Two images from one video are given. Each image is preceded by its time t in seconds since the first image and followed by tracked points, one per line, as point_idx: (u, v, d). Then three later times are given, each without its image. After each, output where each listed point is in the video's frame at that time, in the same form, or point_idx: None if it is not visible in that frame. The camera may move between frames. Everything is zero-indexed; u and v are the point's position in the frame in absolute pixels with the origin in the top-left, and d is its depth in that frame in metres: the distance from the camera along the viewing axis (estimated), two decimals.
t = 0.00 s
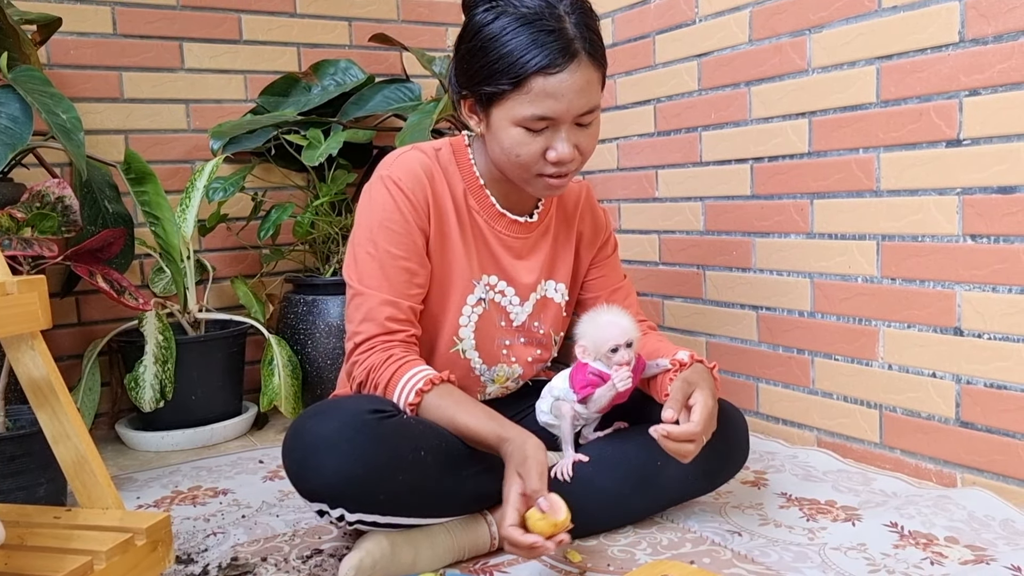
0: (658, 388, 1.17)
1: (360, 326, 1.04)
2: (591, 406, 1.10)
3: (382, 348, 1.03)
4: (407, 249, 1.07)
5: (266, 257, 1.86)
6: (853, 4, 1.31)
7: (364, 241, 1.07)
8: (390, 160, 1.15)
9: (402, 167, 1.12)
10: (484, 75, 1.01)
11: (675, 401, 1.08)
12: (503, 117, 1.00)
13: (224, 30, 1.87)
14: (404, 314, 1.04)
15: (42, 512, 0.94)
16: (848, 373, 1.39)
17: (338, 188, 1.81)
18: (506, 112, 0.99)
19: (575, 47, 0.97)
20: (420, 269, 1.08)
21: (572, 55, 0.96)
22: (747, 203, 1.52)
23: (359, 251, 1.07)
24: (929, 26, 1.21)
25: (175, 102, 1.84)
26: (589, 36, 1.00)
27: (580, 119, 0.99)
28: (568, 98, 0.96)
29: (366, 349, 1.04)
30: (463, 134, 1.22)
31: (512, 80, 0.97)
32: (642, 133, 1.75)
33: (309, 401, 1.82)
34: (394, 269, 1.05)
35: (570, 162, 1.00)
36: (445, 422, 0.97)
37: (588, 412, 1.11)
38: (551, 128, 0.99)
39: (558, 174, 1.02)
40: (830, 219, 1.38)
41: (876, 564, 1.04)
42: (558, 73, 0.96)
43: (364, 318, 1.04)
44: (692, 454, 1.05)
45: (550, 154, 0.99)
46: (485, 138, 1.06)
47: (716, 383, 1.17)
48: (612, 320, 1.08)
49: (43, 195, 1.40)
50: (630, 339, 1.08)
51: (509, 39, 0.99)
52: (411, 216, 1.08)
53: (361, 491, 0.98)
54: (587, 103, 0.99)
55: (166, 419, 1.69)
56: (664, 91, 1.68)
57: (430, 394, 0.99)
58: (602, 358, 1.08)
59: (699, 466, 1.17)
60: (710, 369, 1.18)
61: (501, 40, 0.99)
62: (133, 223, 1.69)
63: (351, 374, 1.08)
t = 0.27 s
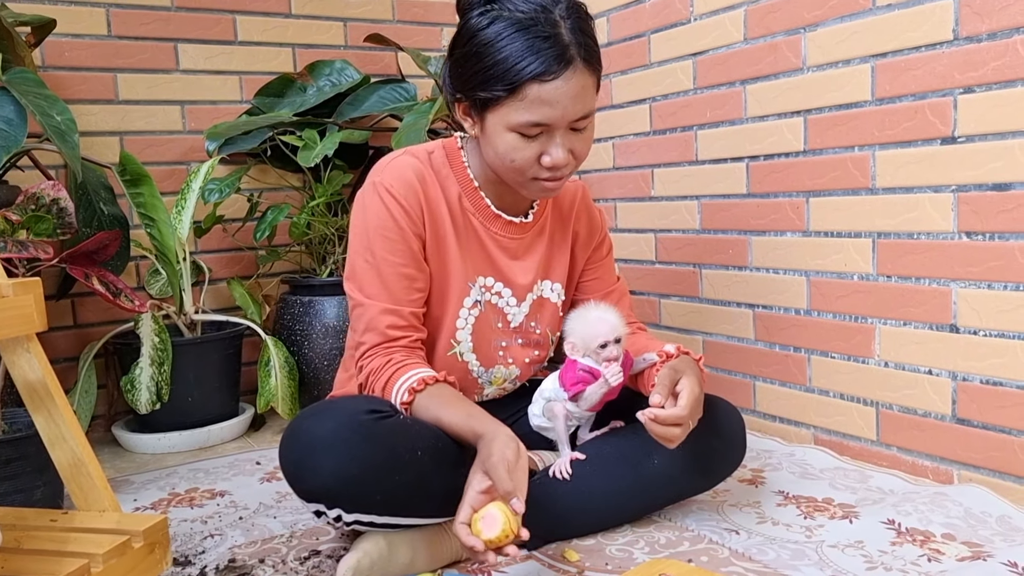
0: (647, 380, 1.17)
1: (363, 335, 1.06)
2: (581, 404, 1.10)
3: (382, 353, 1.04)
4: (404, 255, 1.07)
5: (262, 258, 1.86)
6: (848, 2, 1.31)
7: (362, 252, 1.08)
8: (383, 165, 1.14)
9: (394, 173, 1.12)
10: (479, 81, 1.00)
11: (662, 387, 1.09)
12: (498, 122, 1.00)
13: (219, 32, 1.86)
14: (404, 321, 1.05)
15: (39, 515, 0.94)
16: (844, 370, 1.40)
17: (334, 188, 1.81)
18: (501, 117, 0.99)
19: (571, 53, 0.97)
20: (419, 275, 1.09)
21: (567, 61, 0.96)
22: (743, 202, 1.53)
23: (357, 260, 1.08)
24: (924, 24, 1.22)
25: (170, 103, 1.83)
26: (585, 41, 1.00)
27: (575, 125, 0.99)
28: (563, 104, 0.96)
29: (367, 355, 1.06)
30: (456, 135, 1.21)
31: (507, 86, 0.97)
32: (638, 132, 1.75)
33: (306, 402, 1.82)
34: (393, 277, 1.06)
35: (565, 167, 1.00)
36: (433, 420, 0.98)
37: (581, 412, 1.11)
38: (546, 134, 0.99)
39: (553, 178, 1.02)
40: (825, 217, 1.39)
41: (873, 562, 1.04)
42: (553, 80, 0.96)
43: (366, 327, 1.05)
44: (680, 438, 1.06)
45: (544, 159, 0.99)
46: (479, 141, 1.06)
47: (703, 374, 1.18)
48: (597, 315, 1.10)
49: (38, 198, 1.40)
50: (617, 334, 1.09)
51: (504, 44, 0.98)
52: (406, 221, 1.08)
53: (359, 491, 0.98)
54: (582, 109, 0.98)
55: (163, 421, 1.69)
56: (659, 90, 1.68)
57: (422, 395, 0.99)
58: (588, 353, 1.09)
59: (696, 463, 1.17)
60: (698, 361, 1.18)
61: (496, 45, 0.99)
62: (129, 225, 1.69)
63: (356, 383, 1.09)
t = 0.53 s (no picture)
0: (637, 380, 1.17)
1: (359, 341, 1.06)
2: (569, 404, 1.10)
3: (377, 356, 1.05)
4: (400, 261, 1.08)
5: (259, 261, 1.85)
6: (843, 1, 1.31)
7: (357, 258, 1.08)
8: (377, 173, 1.14)
9: (389, 180, 1.12)
10: (473, 91, 1.00)
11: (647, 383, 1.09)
12: (492, 133, 0.99)
13: (214, 34, 1.86)
14: (400, 327, 1.06)
15: (38, 518, 0.94)
16: (842, 368, 1.40)
17: (331, 189, 1.81)
18: (495, 128, 0.99)
19: (565, 64, 0.97)
20: (414, 280, 1.09)
21: (562, 74, 0.96)
22: (740, 200, 1.53)
23: (353, 268, 1.08)
24: (919, 22, 1.22)
25: (166, 105, 1.83)
26: (579, 51, 0.99)
27: (569, 135, 0.99)
28: (557, 117, 0.96)
29: (362, 360, 1.06)
30: (450, 138, 1.21)
31: (501, 99, 0.97)
32: (634, 132, 1.75)
33: (303, 404, 1.82)
34: (388, 283, 1.06)
35: (559, 177, 1.01)
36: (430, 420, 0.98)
37: (571, 412, 1.12)
38: (540, 145, 0.99)
39: (548, 188, 1.02)
40: (822, 215, 1.39)
41: (872, 559, 1.04)
42: (548, 93, 0.95)
43: (361, 334, 1.05)
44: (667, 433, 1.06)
45: (539, 170, 0.99)
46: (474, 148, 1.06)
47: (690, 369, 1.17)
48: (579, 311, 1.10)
49: (35, 201, 1.40)
50: (599, 327, 1.09)
51: (498, 56, 0.98)
52: (401, 227, 1.08)
53: (358, 493, 0.98)
54: (577, 120, 0.98)
55: (161, 424, 1.69)
56: (655, 89, 1.69)
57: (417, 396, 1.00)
58: (571, 349, 1.09)
59: (694, 462, 1.17)
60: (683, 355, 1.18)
61: (490, 56, 0.98)
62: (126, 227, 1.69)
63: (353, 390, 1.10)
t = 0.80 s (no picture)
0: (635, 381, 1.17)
1: (356, 345, 1.06)
2: (566, 405, 1.10)
3: (375, 359, 1.05)
4: (397, 264, 1.08)
5: (257, 262, 1.85)
6: None
7: (354, 262, 1.08)
8: (373, 176, 1.14)
9: (386, 183, 1.12)
10: (469, 97, 1.00)
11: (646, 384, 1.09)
12: (489, 139, 0.99)
13: (212, 35, 1.86)
14: (398, 330, 1.06)
15: (38, 521, 0.94)
16: (841, 367, 1.40)
17: (329, 190, 1.81)
18: (492, 134, 0.99)
19: (562, 71, 0.96)
20: (412, 283, 1.09)
21: (559, 81, 0.96)
22: (738, 199, 1.53)
23: (350, 271, 1.08)
24: (916, 20, 1.22)
25: (164, 107, 1.83)
26: (576, 57, 0.99)
27: (566, 140, 0.99)
28: (554, 124, 0.96)
29: (360, 363, 1.06)
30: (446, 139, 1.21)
31: (497, 105, 0.97)
32: (632, 131, 1.76)
33: (303, 405, 1.82)
34: (385, 287, 1.06)
35: (555, 182, 1.01)
36: (431, 419, 0.99)
37: (568, 412, 1.11)
38: (537, 151, 0.99)
39: (544, 193, 1.02)
40: (820, 214, 1.39)
41: (872, 557, 1.04)
42: (544, 100, 0.95)
43: (359, 337, 1.06)
44: (664, 434, 1.07)
45: (535, 176, 0.99)
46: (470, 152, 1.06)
47: (689, 370, 1.17)
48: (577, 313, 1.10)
49: (33, 203, 1.39)
50: (595, 328, 1.09)
51: (494, 62, 0.97)
52: (399, 230, 1.08)
53: (358, 494, 0.98)
54: (573, 125, 0.98)
55: (161, 426, 1.68)
56: (653, 89, 1.69)
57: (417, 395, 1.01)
58: (569, 351, 1.09)
59: (693, 461, 1.17)
60: (682, 354, 1.18)
61: (487, 62, 0.98)
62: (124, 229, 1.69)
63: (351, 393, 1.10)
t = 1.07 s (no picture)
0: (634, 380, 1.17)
1: (355, 345, 1.07)
2: (564, 405, 1.10)
3: (373, 360, 1.05)
4: (395, 265, 1.08)
5: (256, 262, 1.85)
6: None
7: (352, 261, 1.08)
8: (372, 176, 1.14)
9: (384, 183, 1.11)
10: (467, 101, 1.00)
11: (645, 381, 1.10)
12: (487, 141, 0.99)
13: (210, 35, 1.86)
14: (396, 331, 1.06)
15: (36, 522, 0.94)
16: (839, 366, 1.40)
17: (327, 190, 1.81)
18: (490, 137, 0.99)
19: (561, 74, 0.96)
20: (410, 283, 1.09)
21: (557, 85, 0.96)
22: (736, 199, 1.53)
23: (348, 272, 1.08)
24: (914, 20, 1.22)
25: (162, 108, 1.83)
26: (574, 61, 0.99)
27: (564, 143, 0.99)
28: (552, 127, 0.96)
29: (359, 364, 1.07)
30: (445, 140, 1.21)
31: (495, 109, 0.97)
32: (631, 131, 1.76)
33: (301, 405, 1.82)
34: (384, 287, 1.06)
35: (554, 184, 1.01)
36: (430, 419, 0.99)
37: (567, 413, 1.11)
38: (534, 154, 0.98)
39: (543, 195, 1.02)
40: (819, 213, 1.39)
41: (871, 556, 1.04)
42: (542, 103, 0.95)
43: (357, 338, 1.06)
44: (661, 431, 1.07)
45: (533, 179, 0.99)
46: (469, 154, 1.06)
47: (689, 369, 1.17)
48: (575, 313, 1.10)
49: (31, 203, 1.40)
50: (592, 329, 1.09)
51: (492, 65, 0.98)
52: (397, 231, 1.08)
53: (357, 494, 0.98)
54: (571, 128, 0.98)
55: (159, 426, 1.68)
56: (651, 89, 1.69)
57: (416, 395, 1.01)
58: (568, 351, 1.09)
59: (692, 460, 1.18)
60: (682, 353, 1.18)
61: (485, 66, 0.98)
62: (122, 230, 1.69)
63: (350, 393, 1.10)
